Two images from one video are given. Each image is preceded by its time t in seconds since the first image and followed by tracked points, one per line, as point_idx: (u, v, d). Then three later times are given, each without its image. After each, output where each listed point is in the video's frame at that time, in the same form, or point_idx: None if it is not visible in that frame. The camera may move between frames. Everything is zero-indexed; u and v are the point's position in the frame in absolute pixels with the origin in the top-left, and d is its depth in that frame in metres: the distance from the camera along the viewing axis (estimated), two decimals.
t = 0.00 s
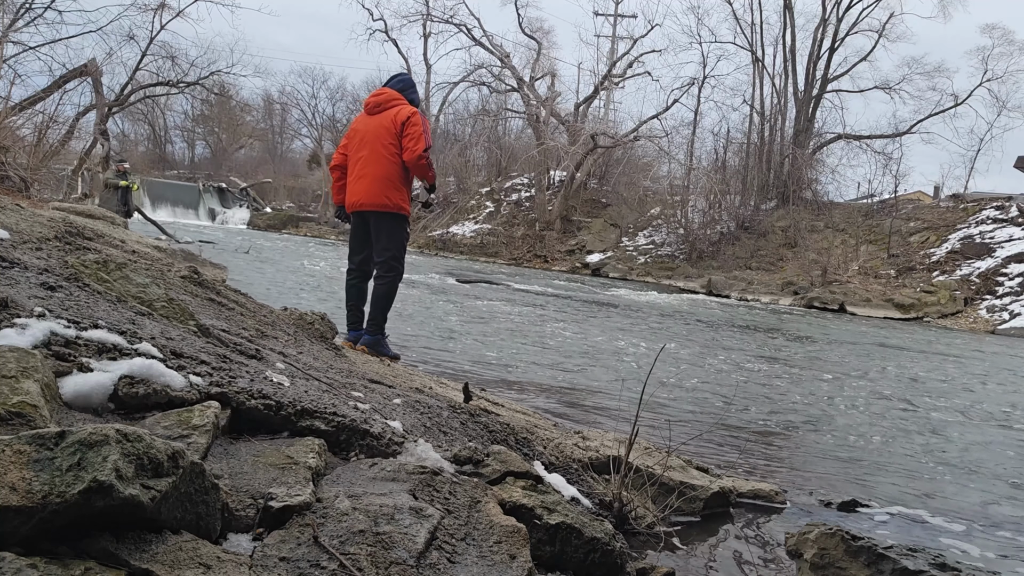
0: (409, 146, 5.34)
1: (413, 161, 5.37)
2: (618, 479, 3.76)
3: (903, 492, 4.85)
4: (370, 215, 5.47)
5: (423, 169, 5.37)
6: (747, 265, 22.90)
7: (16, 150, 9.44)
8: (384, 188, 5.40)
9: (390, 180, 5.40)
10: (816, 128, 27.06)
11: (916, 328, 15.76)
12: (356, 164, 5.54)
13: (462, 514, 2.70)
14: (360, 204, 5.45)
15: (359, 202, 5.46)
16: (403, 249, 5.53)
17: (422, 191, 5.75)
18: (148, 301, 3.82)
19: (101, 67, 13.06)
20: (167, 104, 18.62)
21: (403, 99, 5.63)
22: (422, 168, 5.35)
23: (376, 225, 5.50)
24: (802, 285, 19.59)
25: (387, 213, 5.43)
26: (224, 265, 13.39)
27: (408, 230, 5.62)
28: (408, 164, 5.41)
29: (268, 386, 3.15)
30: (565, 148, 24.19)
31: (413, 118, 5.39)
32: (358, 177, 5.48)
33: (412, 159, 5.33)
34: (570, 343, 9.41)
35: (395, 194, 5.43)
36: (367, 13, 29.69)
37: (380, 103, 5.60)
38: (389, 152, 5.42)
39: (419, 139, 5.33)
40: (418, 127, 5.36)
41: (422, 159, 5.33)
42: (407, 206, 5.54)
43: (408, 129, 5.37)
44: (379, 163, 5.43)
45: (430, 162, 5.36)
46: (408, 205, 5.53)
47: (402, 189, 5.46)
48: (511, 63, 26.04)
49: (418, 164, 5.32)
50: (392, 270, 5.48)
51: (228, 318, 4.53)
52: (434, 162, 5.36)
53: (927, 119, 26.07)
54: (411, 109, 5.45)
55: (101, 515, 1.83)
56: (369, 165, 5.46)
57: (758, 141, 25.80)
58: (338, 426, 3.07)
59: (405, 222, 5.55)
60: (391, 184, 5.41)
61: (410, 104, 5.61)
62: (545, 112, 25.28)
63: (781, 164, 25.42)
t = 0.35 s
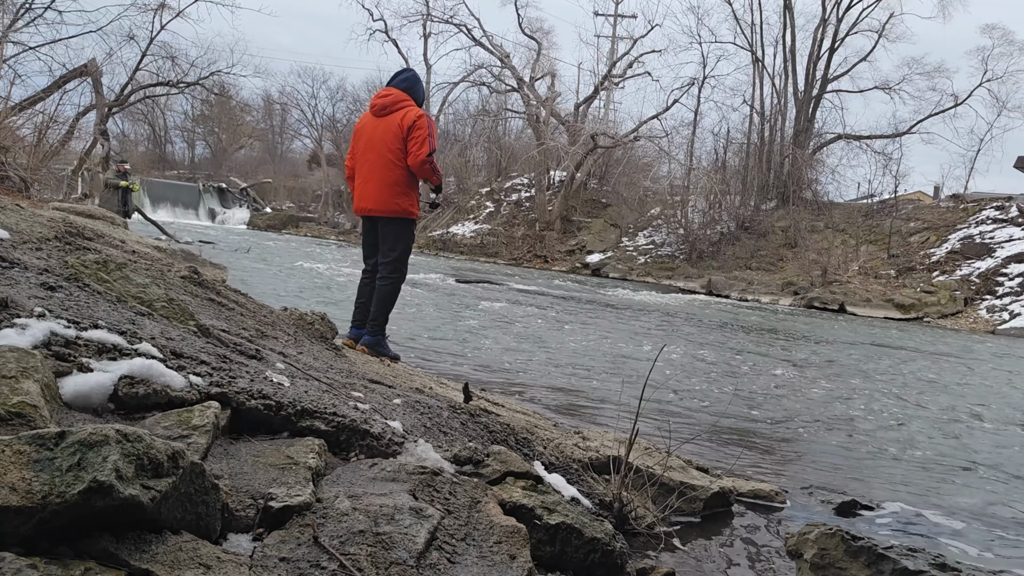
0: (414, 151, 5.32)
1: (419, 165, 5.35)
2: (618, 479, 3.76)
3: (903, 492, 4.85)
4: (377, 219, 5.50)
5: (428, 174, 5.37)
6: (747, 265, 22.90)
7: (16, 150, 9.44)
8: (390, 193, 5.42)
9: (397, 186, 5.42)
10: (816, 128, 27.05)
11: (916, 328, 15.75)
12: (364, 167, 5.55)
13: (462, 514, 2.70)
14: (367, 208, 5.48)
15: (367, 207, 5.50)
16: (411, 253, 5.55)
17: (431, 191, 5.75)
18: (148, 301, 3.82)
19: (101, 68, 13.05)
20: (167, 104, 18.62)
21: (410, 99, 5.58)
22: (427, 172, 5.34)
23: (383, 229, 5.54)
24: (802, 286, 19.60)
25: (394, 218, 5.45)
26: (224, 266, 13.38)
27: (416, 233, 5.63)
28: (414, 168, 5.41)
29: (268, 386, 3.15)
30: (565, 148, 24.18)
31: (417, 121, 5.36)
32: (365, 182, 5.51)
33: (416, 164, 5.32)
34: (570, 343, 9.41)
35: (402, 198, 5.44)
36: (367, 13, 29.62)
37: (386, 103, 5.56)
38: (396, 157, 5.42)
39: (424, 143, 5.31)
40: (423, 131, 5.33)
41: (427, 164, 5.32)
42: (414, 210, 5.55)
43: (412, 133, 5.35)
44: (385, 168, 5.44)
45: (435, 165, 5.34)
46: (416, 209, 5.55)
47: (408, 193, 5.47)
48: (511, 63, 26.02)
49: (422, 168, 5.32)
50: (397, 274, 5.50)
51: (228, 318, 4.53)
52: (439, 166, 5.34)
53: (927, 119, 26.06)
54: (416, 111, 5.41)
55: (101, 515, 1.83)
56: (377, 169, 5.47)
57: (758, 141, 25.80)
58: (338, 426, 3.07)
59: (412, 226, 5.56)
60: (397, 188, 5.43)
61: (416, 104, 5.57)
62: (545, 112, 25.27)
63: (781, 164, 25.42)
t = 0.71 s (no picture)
0: (406, 153, 5.31)
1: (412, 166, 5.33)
2: (618, 479, 3.76)
3: (903, 492, 4.84)
4: (378, 223, 5.53)
5: (422, 175, 5.35)
6: (747, 265, 22.92)
7: (16, 150, 9.44)
8: (388, 196, 5.43)
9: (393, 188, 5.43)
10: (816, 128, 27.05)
11: (916, 329, 15.77)
12: (362, 173, 5.58)
13: (462, 514, 2.70)
14: (368, 213, 5.52)
15: (367, 212, 5.54)
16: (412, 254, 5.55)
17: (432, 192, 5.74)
18: (148, 301, 3.82)
19: (101, 68, 13.06)
20: (167, 105, 18.63)
21: (404, 100, 5.57)
22: (421, 173, 5.33)
23: (385, 232, 5.56)
24: (802, 286, 19.62)
25: (393, 221, 5.47)
26: (225, 266, 13.41)
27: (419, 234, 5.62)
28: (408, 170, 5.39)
29: (268, 386, 3.16)
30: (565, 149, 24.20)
31: (409, 123, 5.36)
32: (364, 187, 5.55)
33: (410, 166, 5.31)
34: (570, 343, 9.42)
35: (400, 201, 5.44)
36: (368, 13, 29.52)
37: (380, 107, 5.58)
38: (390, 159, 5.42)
39: (416, 144, 5.29)
40: (415, 132, 5.32)
41: (420, 164, 5.29)
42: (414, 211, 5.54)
43: (405, 135, 5.34)
44: (381, 171, 5.45)
45: (429, 166, 5.32)
46: (415, 210, 5.54)
47: (406, 196, 5.46)
48: (511, 64, 26.00)
49: (416, 170, 5.30)
50: (397, 275, 5.50)
51: (228, 318, 4.54)
52: (432, 165, 5.30)
53: (927, 119, 26.08)
54: (407, 113, 5.40)
55: (101, 516, 1.83)
56: (374, 174, 5.50)
57: (758, 141, 25.81)
58: (338, 426, 3.07)
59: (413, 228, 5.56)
60: (394, 191, 5.44)
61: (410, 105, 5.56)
62: (546, 113, 25.27)
63: (781, 165, 25.44)
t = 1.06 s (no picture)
0: (388, 154, 5.33)
1: (394, 166, 5.34)
2: (618, 480, 3.76)
3: (903, 493, 4.84)
4: (369, 225, 5.55)
5: (405, 174, 5.36)
6: (747, 265, 22.93)
7: (16, 150, 9.44)
8: (376, 197, 5.45)
9: (379, 190, 5.44)
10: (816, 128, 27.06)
11: (916, 329, 15.78)
12: (351, 177, 5.63)
13: (462, 515, 2.70)
14: (358, 217, 5.55)
15: (356, 215, 5.57)
16: (403, 253, 5.54)
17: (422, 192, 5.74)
18: (148, 301, 3.82)
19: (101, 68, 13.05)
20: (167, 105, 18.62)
21: (387, 102, 5.59)
22: (404, 173, 5.34)
23: (377, 235, 5.58)
24: (802, 286, 19.62)
25: (381, 222, 5.48)
26: (225, 266, 13.41)
27: (408, 234, 5.61)
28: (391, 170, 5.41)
29: (268, 386, 3.16)
30: (565, 149, 24.20)
31: (391, 123, 5.38)
32: (353, 191, 5.59)
33: (392, 166, 5.32)
34: (570, 343, 9.42)
35: (387, 202, 5.45)
36: (368, 13, 29.49)
37: (367, 112, 5.63)
38: (375, 161, 5.45)
39: (397, 144, 5.30)
40: (396, 132, 5.33)
41: (401, 163, 5.29)
42: (401, 211, 5.53)
43: (386, 135, 5.37)
44: (368, 174, 5.49)
45: (411, 165, 5.32)
46: (404, 210, 5.55)
47: (393, 196, 5.47)
48: (511, 64, 25.99)
49: (399, 169, 5.32)
50: (389, 275, 5.50)
51: (229, 318, 4.54)
52: (413, 163, 5.30)
53: (926, 120, 26.08)
54: (390, 114, 5.43)
55: (101, 516, 1.83)
56: (360, 177, 5.53)
57: (758, 141, 25.82)
58: (338, 427, 3.07)
59: (402, 228, 5.56)
60: (381, 192, 5.46)
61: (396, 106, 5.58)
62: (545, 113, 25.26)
63: (781, 165, 25.45)
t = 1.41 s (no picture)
0: (385, 155, 5.33)
1: (391, 167, 5.34)
2: (618, 480, 3.76)
3: (903, 493, 4.84)
4: (366, 226, 5.56)
5: (402, 174, 5.36)
6: (747, 265, 22.94)
7: (16, 150, 9.44)
8: (373, 198, 5.46)
9: (375, 190, 5.45)
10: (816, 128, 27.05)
11: (916, 329, 15.79)
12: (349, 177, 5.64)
13: (463, 515, 2.70)
14: (355, 217, 5.57)
15: (353, 215, 5.58)
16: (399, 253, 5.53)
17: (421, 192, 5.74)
18: (148, 301, 3.82)
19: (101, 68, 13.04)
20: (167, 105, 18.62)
21: (386, 102, 5.59)
22: (401, 174, 5.34)
23: (375, 235, 5.58)
24: (803, 286, 19.62)
25: (378, 222, 5.48)
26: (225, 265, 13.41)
27: (405, 234, 5.61)
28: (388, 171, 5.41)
29: (268, 386, 3.16)
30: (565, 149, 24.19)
31: (388, 123, 5.37)
32: (351, 191, 5.60)
33: (389, 167, 5.33)
34: (570, 343, 9.42)
35: (384, 202, 5.46)
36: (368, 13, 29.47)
37: (366, 112, 5.64)
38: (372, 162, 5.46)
39: (394, 145, 5.30)
40: (393, 133, 5.33)
41: (397, 164, 5.30)
42: (398, 212, 5.53)
43: (383, 136, 5.36)
44: (366, 175, 5.50)
45: (408, 166, 5.32)
46: (401, 210, 5.55)
47: (390, 197, 5.48)
48: (511, 64, 25.97)
49: (395, 170, 5.32)
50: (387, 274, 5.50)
51: (229, 318, 4.54)
52: (409, 164, 5.31)
53: (926, 120, 26.07)
54: (387, 115, 5.42)
55: (100, 516, 1.83)
56: (358, 177, 5.54)
57: (758, 141, 25.83)
58: (338, 426, 3.07)
59: (399, 229, 5.56)
60: (379, 193, 5.47)
61: (395, 107, 5.58)
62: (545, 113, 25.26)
63: (781, 165, 25.46)
